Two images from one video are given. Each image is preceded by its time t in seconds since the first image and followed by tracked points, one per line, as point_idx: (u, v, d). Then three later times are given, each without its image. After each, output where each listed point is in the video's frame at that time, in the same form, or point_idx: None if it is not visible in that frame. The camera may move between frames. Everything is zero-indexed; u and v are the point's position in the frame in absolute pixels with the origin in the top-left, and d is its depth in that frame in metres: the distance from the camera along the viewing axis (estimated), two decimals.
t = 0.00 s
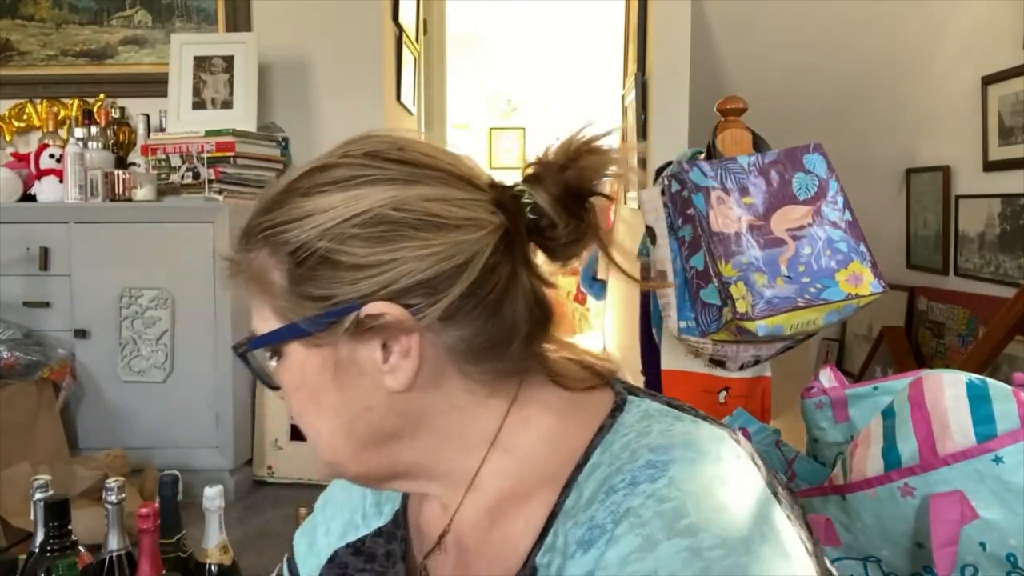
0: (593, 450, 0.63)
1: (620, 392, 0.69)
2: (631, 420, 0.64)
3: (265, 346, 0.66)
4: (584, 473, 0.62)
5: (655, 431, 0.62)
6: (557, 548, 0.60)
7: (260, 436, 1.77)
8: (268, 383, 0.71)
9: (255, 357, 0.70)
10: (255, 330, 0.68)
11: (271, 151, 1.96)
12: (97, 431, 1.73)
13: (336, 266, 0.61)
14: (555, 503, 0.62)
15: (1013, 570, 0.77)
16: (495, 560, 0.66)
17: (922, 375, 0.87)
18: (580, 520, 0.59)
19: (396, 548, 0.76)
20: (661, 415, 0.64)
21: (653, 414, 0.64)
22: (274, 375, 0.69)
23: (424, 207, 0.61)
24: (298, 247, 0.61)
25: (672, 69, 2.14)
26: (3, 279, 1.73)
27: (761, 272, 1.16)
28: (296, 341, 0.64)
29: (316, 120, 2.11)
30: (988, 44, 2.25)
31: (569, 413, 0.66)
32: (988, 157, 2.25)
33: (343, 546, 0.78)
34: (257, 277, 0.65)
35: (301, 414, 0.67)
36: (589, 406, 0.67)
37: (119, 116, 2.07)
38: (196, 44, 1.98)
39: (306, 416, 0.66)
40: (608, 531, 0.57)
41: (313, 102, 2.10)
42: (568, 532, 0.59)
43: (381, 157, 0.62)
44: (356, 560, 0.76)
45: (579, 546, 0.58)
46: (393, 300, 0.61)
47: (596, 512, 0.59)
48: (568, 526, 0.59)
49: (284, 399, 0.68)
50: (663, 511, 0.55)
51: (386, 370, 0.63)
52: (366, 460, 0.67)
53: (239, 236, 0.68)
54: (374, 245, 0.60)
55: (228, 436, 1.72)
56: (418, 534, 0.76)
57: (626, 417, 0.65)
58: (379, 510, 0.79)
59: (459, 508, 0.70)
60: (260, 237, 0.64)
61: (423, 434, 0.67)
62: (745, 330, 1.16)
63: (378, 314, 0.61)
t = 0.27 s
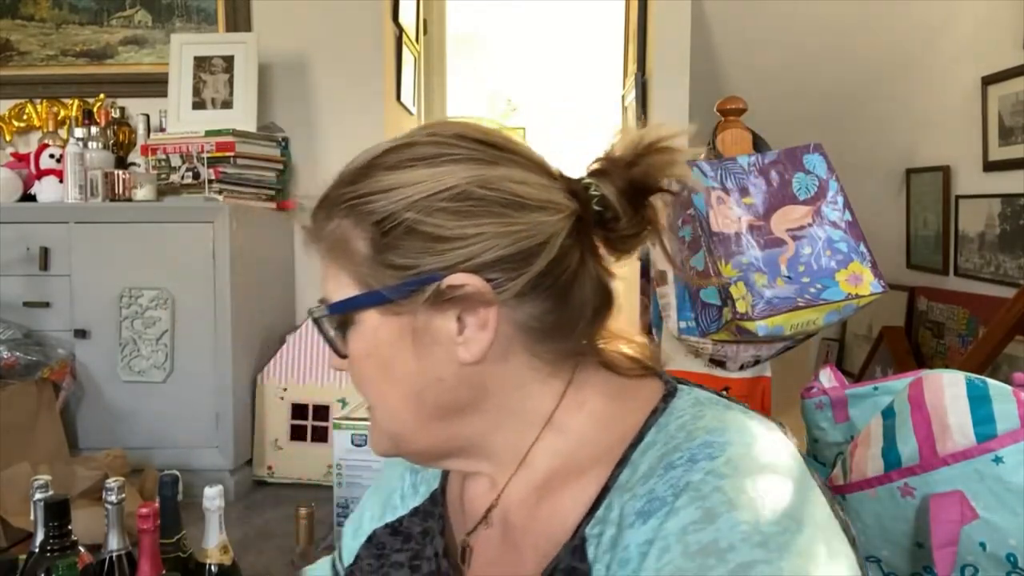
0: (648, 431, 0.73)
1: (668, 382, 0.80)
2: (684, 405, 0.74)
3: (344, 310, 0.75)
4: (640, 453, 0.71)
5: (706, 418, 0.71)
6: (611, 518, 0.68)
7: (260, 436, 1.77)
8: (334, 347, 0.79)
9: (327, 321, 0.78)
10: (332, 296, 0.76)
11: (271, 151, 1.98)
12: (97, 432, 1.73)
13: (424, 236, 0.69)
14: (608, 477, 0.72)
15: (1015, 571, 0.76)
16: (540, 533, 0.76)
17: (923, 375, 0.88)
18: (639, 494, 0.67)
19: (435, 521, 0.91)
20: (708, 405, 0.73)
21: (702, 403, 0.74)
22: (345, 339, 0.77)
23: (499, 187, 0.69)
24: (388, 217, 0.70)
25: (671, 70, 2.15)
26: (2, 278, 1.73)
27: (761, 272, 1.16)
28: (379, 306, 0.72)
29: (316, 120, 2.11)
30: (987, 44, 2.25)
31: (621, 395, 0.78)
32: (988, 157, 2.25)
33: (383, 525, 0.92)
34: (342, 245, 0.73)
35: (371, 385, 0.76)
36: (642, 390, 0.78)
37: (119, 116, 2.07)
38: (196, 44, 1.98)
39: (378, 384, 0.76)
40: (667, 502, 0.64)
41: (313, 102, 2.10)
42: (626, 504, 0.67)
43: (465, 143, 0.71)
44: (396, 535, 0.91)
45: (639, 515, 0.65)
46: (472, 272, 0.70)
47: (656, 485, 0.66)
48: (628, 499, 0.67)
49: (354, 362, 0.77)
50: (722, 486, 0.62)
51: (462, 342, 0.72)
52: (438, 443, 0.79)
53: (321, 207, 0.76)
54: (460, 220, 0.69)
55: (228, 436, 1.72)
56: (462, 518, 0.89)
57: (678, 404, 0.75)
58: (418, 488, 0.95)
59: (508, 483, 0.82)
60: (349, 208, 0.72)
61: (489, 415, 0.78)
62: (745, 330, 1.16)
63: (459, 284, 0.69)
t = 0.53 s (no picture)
0: (706, 428, 0.68)
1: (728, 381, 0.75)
2: (744, 408, 0.69)
3: (439, 276, 0.73)
4: (696, 448, 0.67)
5: (768, 422, 0.66)
6: (659, 508, 0.65)
7: (260, 436, 1.77)
8: (415, 317, 0.77)
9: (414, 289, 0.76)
10: (425, 261, 0.75)
11: (270, 151, 1.99)
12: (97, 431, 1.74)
13: (537, 208, 0.70)
14: (659, 469, 0.68)
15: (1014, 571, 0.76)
16: (588, 517, 0.71)
17: (923, 375, 0.88)
18: (693, 487, 0.63)
19: (484, 489, 0.85)
20: (771, 410, 0.68)
21: (765, 407, 0.69)
22: (429, 308, 0.74)
23: (603, 169, 0.71)
24: (501, 185, 0.70)
25: (671, 70, 2.15)
26: (2, 278, 1.73)
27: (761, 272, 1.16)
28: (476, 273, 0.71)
29: (317, 120, 2.11)
30: (988, 44, 2.25)
31: (681, 392, 0.73)
32: (988, 157, 2.25)
33: (435, 484, 0.89)
34: (443, 213, 0.73)
35: (448, 352, 0.73)
36: (698, 389, 0.73)
37: (119, 116, 2.08)
38: (196, 44, 1.98)
39: (456, 351, 0.73)
40: (721, 501, 0.60)
41: (313, 102, 2.10)
42: (677, 496, 0.64)
43: (580, 126, 0.73)
44: (442, 496, 0.87)
45: (690, 508, 0.62)
46: (577, 247, 0.70)
47: (710, 481, 0.63)
48: (679, 491, 0.64)
49: (435, 332, 0.74)
50: (780, 492, 0.58)
51: (557, 316, 0.71)
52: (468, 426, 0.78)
53: (420, 176, 0.76)
54: (573, 195, 0.70)
55: (227, 436, 1.72)
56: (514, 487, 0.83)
57: (737, 406, 0.69)
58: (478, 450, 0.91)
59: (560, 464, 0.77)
60: (455, 176, 0.72)
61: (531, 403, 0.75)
62: (745, 330, 1.16)
63: (563, 257, 0.69)
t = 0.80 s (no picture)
0: (766, 417, 0.68)
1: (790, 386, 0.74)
2: (806, 406, 0.68)
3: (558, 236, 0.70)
4: (756, 432, 0.66)
5: (825, 417, 0.66)
6: (707, 475, 0.65)
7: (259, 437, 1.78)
8: (511, 272, 0.74)
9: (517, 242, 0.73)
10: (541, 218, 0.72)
11: (270, 151, 1.99)
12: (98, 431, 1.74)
13: (680, 193, 0.69)
14: (711, 455, 0.67)
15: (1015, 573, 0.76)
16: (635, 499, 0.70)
17: (923, 376, 0.88)
18: (748, 462, 0.63)
19: (536, 466, 0.79)
20: (832, 411, 0.68)
21: (826, 408, 0.68)
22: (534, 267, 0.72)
23: (733, 172, 0.72)
24: (651, 162, 0.69)
25: (671, 70, 2.15)
26: (2, 278, 1.73)
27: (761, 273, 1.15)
28: (603, 243, 0.69)
29: (318, 119, 2.11)
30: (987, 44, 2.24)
31: (725, 391, 0.72)
32: (988, 157, 2.25)
33: (478, 457, 0.84)
34: (575, 178, 0.71)
35: (543, 307, 0.71)
36: (739, 394, 0.73)
37: (119, 116, 2.08)
38: (195, 43, 1.98)
39: (553, 307, 0.70)
40: (771, 473, 0.61)
41: (313, 102, 2.10)
42: (729, 468, 0.64)
43: (717, 130, 0.74)
44: (486, 471, 0.81)
45: (741, 478, 0.62)
46: (705, 238, 0.70)
47: (765, 458, 0.63)
48: (730, 465, 0.64)
49: (534, 289, 0.72)
50: (828, 474, 0.60)
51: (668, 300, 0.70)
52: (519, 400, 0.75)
53: (548, 141, 0.74)
54: (711, 189, 0.70)
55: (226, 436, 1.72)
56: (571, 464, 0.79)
57: (799, 404, 0.69)
58: (535, 422, 0.85)
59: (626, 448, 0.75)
60: (598, 143, 0.71)
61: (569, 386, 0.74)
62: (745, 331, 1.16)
63: (694, 245, 0.69)
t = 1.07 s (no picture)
0: (793, 428, 0.68)
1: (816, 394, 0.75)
2: (832, 416, 0.68)
3: (645, 205, 0.74)
4: (784, 444, 0.67)
5: (860, 430, 0.66)
6: (741, 489, 0.65)
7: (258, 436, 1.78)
8: (584, 233, 0.77)
9: (600, 206, 0.76)
10: (633, 184, 0.76)
11: (271, 151, 1.99)
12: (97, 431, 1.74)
13: (759, 202, 0.77)
14: (740, 461, 0.68)
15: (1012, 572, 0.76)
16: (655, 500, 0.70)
17: (923, 376, 0.88)
18: (781, 476, 0.64)
19: (545, 466, 0.80)
20: (863, 421, 0.68)
21: (853, 417, 0.69)
22: (613, 235, 0.75)
23: (790, 201, 0.81)
24: (744, 167, 0.76)
25: (670, 70, 2.15)
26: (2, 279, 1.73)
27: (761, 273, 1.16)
28: (688, 224, 0.74)
29: (319, 120, 2.11)
30: (987, 44, 2.24)
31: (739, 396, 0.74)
32: (988, 157, 2.25)
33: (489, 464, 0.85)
34: (670, 156, 0.76)
35: (612, 270, 0.73)
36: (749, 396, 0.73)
37: (119, 116, 2.08)
38: (195, 43, 1.98)
39: (622, 272, 0.73)
40: (809, 490, 0.61)
41: (313, 102, 2.10)
42: (765, 481, 0.64)
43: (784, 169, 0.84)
44: (496, 475, 0.83)
45: (779, 493, 0.62)
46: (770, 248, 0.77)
47: (800, 472, 0.63)
48: (766, 477, 0.64)
49: (605, 253, 0.74)
50: (870, 490, 0.59)
51: (724, 300, 0.76)
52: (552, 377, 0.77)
53: (647, 123, 0.80)
54: (777, 209, 0.78)
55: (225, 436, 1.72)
56: (594, 465, 0.79)
57: (826, 412, 0.69)
58: (546, 427, 0.86)
59: (657, 445, 0.76)
60: (695, 135, 0.77)
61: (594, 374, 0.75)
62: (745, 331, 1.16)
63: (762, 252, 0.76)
